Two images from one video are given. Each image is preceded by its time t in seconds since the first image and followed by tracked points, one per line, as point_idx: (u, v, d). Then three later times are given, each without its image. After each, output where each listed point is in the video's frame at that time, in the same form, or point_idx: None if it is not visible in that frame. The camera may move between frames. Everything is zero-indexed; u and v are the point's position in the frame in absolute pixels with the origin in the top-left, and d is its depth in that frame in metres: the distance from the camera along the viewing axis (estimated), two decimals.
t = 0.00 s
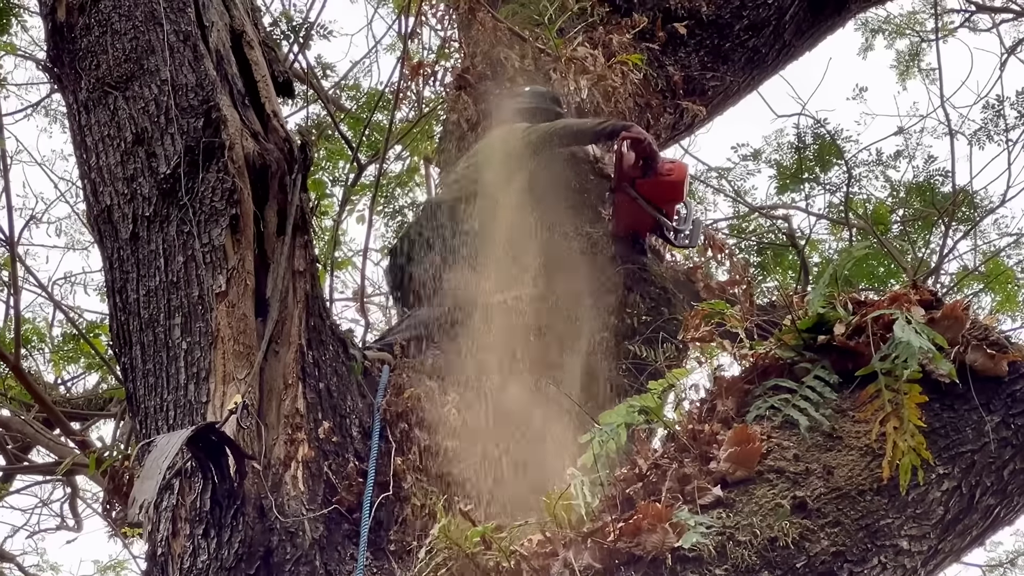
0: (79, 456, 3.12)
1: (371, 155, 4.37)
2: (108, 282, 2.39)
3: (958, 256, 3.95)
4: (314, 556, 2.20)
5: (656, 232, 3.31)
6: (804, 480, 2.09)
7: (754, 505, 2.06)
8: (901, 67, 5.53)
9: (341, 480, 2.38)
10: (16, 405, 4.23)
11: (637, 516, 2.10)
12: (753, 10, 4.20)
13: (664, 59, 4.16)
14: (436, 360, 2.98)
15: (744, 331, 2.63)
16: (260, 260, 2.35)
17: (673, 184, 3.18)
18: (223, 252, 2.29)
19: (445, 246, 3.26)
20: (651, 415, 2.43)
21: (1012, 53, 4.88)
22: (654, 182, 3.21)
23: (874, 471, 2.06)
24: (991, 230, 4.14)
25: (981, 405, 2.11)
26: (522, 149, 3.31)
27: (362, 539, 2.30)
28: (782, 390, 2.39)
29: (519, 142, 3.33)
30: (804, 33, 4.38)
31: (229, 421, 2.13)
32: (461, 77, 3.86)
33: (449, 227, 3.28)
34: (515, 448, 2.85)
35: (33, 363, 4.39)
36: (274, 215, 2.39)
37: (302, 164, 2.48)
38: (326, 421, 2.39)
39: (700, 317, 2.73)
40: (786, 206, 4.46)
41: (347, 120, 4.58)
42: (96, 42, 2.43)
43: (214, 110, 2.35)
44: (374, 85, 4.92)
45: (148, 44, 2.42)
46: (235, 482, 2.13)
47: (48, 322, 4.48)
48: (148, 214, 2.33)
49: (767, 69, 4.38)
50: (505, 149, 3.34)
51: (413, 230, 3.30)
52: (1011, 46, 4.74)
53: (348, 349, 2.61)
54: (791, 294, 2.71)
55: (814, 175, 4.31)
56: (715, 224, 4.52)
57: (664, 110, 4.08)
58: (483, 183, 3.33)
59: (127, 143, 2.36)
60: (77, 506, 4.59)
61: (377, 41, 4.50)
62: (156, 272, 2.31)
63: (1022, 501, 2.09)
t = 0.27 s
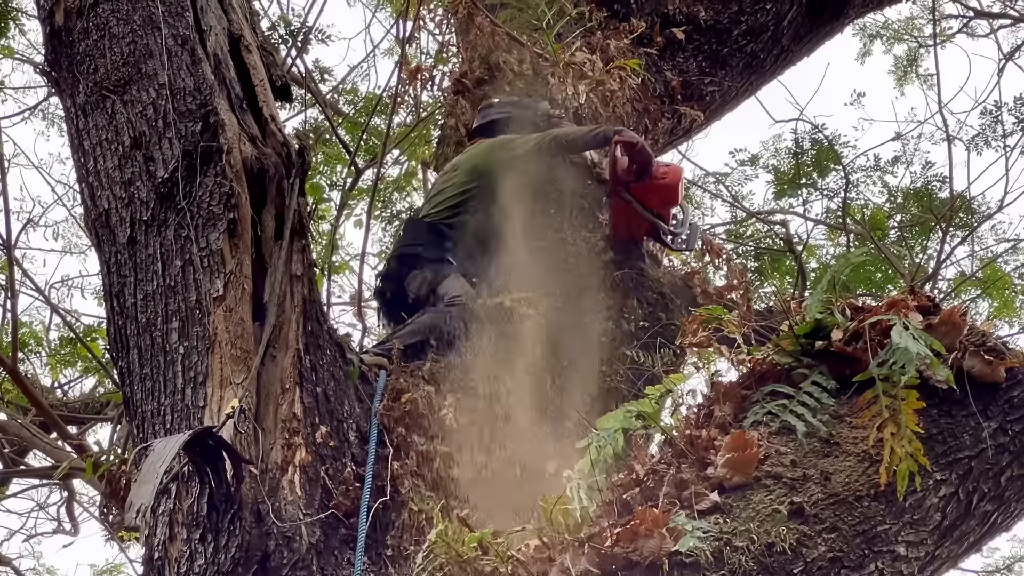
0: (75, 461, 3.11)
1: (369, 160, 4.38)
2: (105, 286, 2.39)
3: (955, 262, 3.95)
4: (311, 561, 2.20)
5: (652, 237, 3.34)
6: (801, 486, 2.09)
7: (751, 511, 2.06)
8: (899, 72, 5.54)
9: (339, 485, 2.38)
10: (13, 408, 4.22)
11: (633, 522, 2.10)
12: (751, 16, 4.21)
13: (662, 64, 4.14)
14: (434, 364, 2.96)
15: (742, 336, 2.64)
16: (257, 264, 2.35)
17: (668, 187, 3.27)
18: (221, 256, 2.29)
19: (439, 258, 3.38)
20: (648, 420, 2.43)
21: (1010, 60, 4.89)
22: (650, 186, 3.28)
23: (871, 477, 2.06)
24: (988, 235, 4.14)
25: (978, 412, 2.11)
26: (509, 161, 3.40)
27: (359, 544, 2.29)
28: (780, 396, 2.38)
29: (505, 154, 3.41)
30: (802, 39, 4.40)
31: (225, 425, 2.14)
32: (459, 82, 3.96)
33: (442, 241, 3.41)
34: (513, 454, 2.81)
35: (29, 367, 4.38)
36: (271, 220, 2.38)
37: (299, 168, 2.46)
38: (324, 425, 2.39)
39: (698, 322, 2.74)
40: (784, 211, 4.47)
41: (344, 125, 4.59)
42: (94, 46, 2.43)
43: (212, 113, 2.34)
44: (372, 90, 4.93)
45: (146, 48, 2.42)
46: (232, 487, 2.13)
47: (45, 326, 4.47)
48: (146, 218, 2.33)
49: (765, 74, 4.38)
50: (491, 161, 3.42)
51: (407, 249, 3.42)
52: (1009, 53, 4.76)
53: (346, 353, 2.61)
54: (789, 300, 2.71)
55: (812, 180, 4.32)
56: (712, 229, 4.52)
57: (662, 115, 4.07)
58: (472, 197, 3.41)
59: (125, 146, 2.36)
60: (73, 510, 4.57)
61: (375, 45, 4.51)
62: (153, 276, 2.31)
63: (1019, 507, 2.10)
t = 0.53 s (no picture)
0: (71, 466, 3.10)
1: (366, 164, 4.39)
2: (102, 289, 2.38)
3: (952, 267, 3.96)
4: (307, 566, 2.20)
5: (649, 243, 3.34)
6: (797, 491, 2.09)
7: (747, 517, 2.07)
8: (896, 78, 5.56)
9: (335, 489, 2.37)
10: (9, 412, 4.21)
11: (630, 527, 2.10)
12: (748, 21, 4.23)
13: (660, 69, 4.13)
14: (431, 369, 2.96)
15: (739, 341, 2.64)
16: (254, 268, 2.35)
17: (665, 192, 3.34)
18: (218, 260, 2.28)
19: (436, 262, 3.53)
20: (645, 425, 2.40)
21: (1006, 66, 4.91)
22: (647, 191, 3.33)
23: (868, 483, 2.07)
24: (985, 241, 4.15)
25: (975, 417, 2.11)
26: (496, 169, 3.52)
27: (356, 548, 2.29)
28: (776, 402, 2.38)
29: (491, 161, 3.54)
30: (799, 44, 4.41)
31: (223, 429, 2.15)
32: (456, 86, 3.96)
33: (439, 245, 3.58)
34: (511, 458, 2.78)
35: (26, 371, 4.37)
36: (269, 224, 2.39)
37: (296, 172, 2.46)
38: (320, 430, 2.38)
39: (694, 328, 2.73)
40: (781, 216, 4.47)
41: (341, 129, 4.59)
42: (91, 49, 2.42)
43: (210, 118, 2.34)
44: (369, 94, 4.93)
45: (143, 51, 2.41)
46: (229, 491, 2.14)
47: (42, 330, 4.46)
48: (143, 222, 2.33)
49: (762, 80, 4.39)
50: (481, 168, 3.57)
51: (402, 254, 3.57)
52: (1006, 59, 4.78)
53: (342, 357, 2.61)
54: (785, 305, 2.71)
55: (809, 186, 4.32)
56: (709, 234, 4.53)
57: (659, 120, 4.07)
58: (466, 202, 3.57)
59: (122, 150, 2.36)
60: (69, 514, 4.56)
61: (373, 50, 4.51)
62: (150, 280, 2.31)
63: (1015, 513, 2.10)
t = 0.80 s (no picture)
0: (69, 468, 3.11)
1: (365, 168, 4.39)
2: (100, 292, 2.38)
3: (950, 272, 3.97)
4: (305, 569, 2.20)
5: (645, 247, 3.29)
6: (795, 495, 2.10)
7: (746, 521, 2.07)
8: (894, 82, 5.57)
9: (334, 493, 2.37)
10: (8, 415, 4.21)
11: (628, 530, 2.11)
12: (747, 25, 4.23)
13: (659, 73, 4.13)
14: (429, 373, 2.96)
15: (737, 346, 2.62)
16: (253, 271, 2.35)
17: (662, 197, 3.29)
18: (216, 264, 2.29)
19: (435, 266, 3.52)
20: (643, 429, 2.40)
21: (1004, 70, 4.92)
22: (644, 195, 3.27)
23: (866, 487, 2.07)
24: (984, 246, 4.16)
25: (973, 422, 2.11)
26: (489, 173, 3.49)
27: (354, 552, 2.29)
28: (775, 406, 2.38)
29: (485, 165, 3.50)
30: (798, 48, 4.42)
31: (221, 432, 2.15)
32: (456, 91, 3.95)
33: (438, 249, 3.56)
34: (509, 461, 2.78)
35: (24, 373, 4.37)
36: (267, 227, 2.38)
37: (296, 176, 2.45)
38: (319, 433, 2.39)
39: (694, 331, 2.74)
40: (780, 220, 4.48)
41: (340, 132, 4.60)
42: (90, 53, 2.43)
43: (209, 121, 2.34)
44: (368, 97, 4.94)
45: (142, 55, 2.41)
46: (227, 494, 2.13)
47: (40, 332, 4.46)
48: (141, 225, 2.33)
49: (761, 84, 4.40)
50: (475, 172, 3.53)
51: (401, 257, 3.62)
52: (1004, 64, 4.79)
53: (340, 361, 2.61)
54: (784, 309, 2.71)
55: (807, 190, 4.33)
56: (707, 238, 4.53)
57: (658, 124, 4.07)
58: (462, 207, 3.54)
59: (121, 153, 2.36)
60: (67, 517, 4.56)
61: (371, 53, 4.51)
62: (149, 283, 2.31)
63: (1013, 517, 2.11)
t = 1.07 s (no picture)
0: (68, 472, 3.11)
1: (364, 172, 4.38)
2: (99, 297, 2.39)
3: (950, 276, 3.97)
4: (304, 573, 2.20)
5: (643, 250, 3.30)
6: (794, 500, 2.10)
7: (744, 526, 2.07)
8: (893, 87, 5.58)
9: (332, 497, 2.38)
10: (7, 419, 4.21)
11: (626, 535, 2.10)
12: (746, 30, 4.24)
13: (658, 78, 4.13)
14: (428, 377, 2.96)
15: (736, 350, 2.63)
16: (252, 275, 2.35)
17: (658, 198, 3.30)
18: (215, 268, 2.28)
19: (437, 269, 3.56)
20: (641, 434, 2.42)
21: (1004, 75, 4.92)
22: (639, 197, 3.30)
23: (865, 492, 2.07)
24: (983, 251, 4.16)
25: (972, 427, 2.12)
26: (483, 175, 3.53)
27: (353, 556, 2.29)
28: (774, 411, 2.38)
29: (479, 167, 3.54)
30: (797, 53, 4.43)
31: (219, 437, 2.13)
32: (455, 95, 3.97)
33: (439, 252, 3.60)
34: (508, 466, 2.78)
35: (23, 377, 4.37)
36: (266, 231, 2.39)
37: (294, 180, 2.46)
38: (317, 437, 2.39)
39: (692, 337, 2.74)
40: (779, 225, 4.48)
41: (339, 137, 4.61)
42: (89, 57, 2.43)
43: (207, 125, 2.34)
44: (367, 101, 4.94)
45: (141, 59, 2.41)
46: (225, 498, 2.12)
47: (40, 336, 4.47)
48: (140, 229, 2.33)
49: (760, 89, 4.40)
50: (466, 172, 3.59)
51: (403, 260, 3.64)
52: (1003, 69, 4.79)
53: (339, 365, 2.61)
54: (783, 314, 2.72)
55: (806, 195, 4.33)
56: (706, 243, 4.54)
57: (657, 129, 4.08)
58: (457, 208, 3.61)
59: (120, 158, 2.36)
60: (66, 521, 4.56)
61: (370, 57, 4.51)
62: (147, 288, 2.31)
63: (1012, 522, 2.10)
